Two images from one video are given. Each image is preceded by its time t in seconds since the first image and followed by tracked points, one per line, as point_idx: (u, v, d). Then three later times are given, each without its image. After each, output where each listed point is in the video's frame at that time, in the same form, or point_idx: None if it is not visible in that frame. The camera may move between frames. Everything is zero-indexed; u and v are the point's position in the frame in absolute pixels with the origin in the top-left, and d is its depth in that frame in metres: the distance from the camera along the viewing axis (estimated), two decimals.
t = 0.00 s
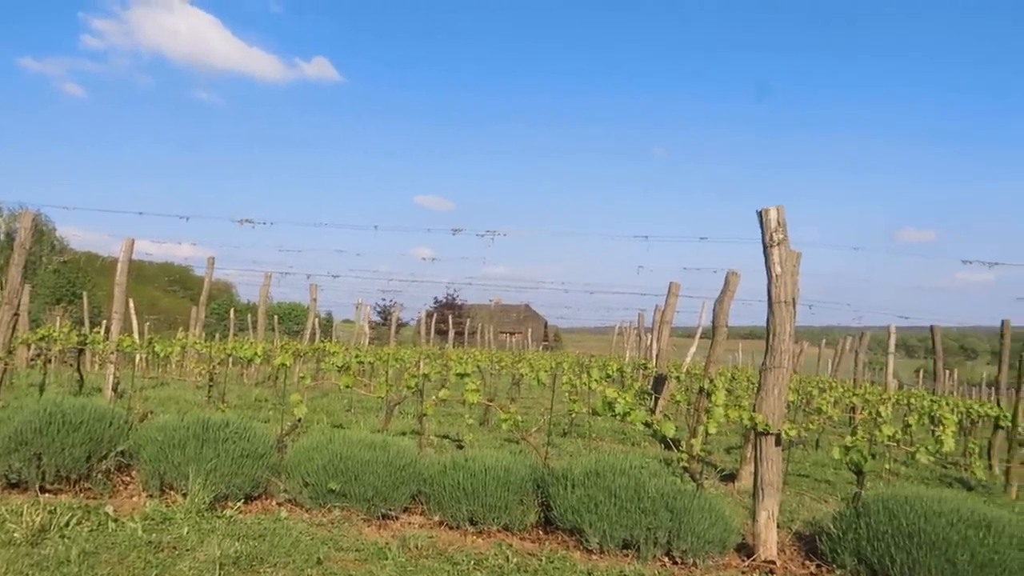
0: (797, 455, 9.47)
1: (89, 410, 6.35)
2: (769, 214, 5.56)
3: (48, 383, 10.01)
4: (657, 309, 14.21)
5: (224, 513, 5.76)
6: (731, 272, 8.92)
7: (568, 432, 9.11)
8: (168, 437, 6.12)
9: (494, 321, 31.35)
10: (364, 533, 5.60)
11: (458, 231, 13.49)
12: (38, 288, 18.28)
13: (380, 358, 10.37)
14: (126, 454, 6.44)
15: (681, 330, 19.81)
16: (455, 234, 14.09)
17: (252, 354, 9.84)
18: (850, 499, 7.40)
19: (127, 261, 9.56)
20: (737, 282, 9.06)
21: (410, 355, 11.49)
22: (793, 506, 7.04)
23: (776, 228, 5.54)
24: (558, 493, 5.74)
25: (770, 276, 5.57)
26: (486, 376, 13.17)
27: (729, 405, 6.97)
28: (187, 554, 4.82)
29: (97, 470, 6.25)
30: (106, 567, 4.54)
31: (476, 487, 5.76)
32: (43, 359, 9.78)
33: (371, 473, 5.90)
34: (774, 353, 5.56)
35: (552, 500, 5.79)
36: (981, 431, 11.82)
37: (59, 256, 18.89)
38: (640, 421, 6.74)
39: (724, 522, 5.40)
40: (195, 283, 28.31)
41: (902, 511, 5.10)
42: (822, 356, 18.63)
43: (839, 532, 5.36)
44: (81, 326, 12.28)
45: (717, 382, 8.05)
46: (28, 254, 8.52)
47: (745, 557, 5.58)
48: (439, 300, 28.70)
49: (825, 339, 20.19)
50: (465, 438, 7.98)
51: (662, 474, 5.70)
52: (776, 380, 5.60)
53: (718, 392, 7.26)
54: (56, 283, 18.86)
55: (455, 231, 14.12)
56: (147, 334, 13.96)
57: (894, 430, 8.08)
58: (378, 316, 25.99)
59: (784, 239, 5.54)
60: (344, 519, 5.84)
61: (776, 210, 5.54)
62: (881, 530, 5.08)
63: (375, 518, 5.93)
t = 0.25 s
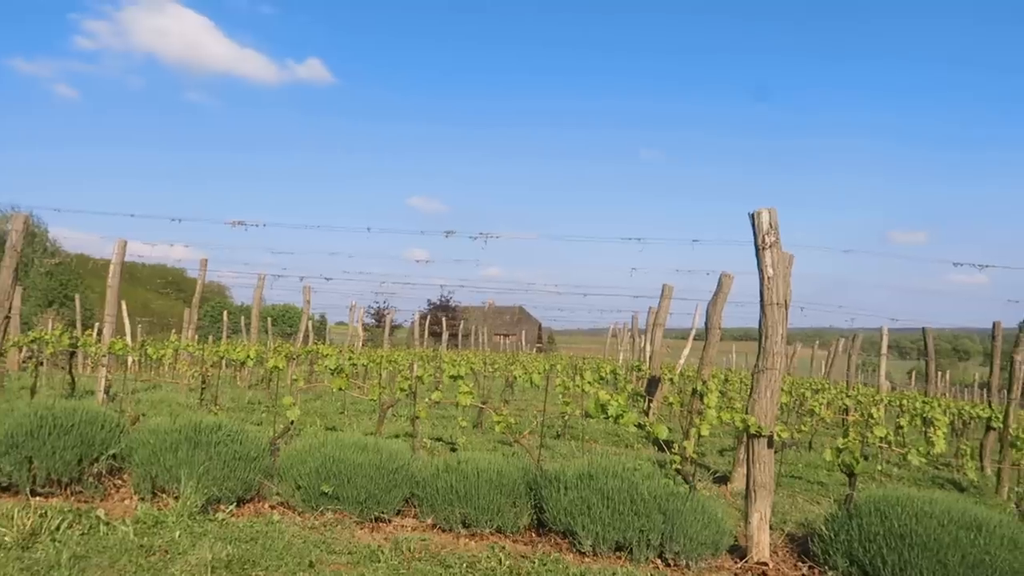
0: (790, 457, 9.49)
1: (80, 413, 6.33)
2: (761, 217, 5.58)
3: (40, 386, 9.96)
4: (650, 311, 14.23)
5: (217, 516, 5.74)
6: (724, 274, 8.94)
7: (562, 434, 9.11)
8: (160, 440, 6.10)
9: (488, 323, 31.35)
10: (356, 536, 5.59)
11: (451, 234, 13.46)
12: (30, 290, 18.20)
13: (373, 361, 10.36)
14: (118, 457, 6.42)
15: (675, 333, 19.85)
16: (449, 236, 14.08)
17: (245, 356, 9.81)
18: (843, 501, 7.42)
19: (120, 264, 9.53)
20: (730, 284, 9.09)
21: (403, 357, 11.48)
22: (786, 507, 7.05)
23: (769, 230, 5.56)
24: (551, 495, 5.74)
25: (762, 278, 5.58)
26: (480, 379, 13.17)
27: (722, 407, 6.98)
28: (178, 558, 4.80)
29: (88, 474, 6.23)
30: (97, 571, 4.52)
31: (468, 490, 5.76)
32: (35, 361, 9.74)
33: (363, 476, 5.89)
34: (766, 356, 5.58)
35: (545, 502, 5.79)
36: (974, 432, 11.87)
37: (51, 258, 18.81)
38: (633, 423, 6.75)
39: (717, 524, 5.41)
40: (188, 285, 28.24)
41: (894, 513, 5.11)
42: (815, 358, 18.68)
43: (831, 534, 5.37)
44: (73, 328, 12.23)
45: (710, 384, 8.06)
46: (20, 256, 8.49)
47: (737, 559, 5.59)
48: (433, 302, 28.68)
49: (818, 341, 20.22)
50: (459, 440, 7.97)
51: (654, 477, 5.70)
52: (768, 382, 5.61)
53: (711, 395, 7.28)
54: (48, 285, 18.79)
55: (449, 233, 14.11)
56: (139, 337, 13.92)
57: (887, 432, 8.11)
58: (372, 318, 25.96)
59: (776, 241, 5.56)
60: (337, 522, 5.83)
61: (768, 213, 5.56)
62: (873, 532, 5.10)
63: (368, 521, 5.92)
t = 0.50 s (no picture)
0: (784, 460, 9.50)
1: (72, 416, 6.30)
2: (755, 220, 5.59)
3: (32, 388, 9.92)
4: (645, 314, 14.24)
5: (209, 519, 5.72)
6: (718, 277, 8.95)
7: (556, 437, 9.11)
8: (152, 443, 6.08)
9: (483, 325, 31.34)
10: (349, 538, 5.58)
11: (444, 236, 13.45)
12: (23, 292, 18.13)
13: (367, 363, 10.35)
14: (110, 460, 6.40)
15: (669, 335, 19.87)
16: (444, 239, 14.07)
17: (238, 359, 9.79)
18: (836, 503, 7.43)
19: (113, 266, 9.50)
20: (724, 287, 9.10)
21: (397, 359, 11.47)
22: (779, 510, 7.06)
23: (762, 233, 5.57)
24: (544, 498, 5.74)
25: (756, 281, 5.60)
26: (474, 381, 13.17)
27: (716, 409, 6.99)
28: (170, 561, 4.78)
29: (80, 477, 6.20)
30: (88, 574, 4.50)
31: (462, 493, 5.75)
32: (27, 363, 9.70)
33: (356, 479, 5.88)
34: (759, 358, 5.59)
35: (539, 505, 5.78)
36: (966, 435, 11.90)
37: (44, 260, 18.73)
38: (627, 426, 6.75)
39: (710, 526, 5.42)
40: (182, 287, 28.17)
41: (886, 515, 5.12)
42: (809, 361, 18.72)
43: (824, 536, 5.38)
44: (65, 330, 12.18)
45: (704, 387, 8.07)
46: (12, 258, 8.46)
47: (731, 561, 5.59)
48: (427, 304, 28.66)
49: (812, 344, 20.28)
50: (452, 443, 7.96)
51: (648, 479, 5.71)
52: (761, 385, 5.62)
53: (705, 397, 7.29)
54: (41, 287, 18.71)
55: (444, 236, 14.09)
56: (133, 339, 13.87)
57: (880, 434, 8.13)
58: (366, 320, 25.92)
59: (770, 244, 5.57)
60: (330, 525, 5.82)
61: (761, 216, 5.57)
62: (866, 534, 5.10)
63: (361, 523, 5.91)
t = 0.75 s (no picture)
0: (776, 461, 9.53)
1: (63, 418, 6.28)
2: (747, 222, 5.59)
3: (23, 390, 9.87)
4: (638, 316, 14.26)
5: (201, 521, 5.71)
6: (711, 279, 8.97)
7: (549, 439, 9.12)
8: (144, 445, 6.06)
9: (477, 327, 31.34)
10: (341, 541, 5.57)
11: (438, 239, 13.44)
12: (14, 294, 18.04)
13: (360, 365, 10.33)
14: (102, 462, 6.37)
15: (662, 337, 19.90)
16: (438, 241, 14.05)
17: (231, 361, 9.76)
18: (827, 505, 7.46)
19: (105, 267, 9.47)
20: (717, 289, 9.13)
21: (390, 361, 11.45)
22: (771, 511, 7.08)
23: (755, 236, 5.58)
24: (537, 500, 5.74)
25: (748, 283, 5.61)
26: (467, 383, 13.16)
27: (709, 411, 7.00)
28: (162, 564, 4.77)
29: (71, 479, 6.18)
30: None
31: (454, 495, 5.75)
32: (18, 365, 9.65)
33: (349, 481, 5.87)
34: (752, 360, 5.60)
35: (531, 507, 5.78)
36: (958, 437, 11.95)
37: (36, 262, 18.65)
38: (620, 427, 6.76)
39: (702, 528, 5.42)
40: (175, 289, 28.08)
41: (878, 517, 5.13)
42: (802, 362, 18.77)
43: (816, 538, 5.39)
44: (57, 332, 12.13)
45: (697, 389, 8.08)
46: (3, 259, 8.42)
47: (723, 563, 5.60)
48: (421, 306, 28.63)
49: (805, 346, 20.33)
50: (445, 445, 7.96)
51: (641, 481, 5.71)
52: (753, 387, 5.63)
53: (697, 399, 7.30)
54: (33, 288, 18.62)
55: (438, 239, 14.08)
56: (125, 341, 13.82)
57: (872, 436, 8.16)
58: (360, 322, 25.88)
59: (762, 246, 5.58)
60: (322, 527, 5.81)
61: (754, 218, 5.58)
62: (857, 536, 5.11)
63: (353, 526, 5.90)
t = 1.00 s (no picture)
0: (767, 466, 9.55)
1: (51, 423, 6.23)
2: (737, 228, 5.61)
3: (11, 395, 9.80)
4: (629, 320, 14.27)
5: (190, 528, 5.68)
6: (701, 284, 8.99)
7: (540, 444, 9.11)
8: (133, 451, 6.02)
9: (469, 332, 31.31)
10: (331, 547, 5.54)
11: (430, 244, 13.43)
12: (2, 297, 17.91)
13: (351, 370, 10.31)
14: (90, 468, 6.33)
15: (654, 342, 19.92)
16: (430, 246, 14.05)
17: (221, 366, 9.72)
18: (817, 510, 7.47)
19: (94, 271, 9.42)
20: (708, 294, 9.15)
21: (382, 366, 11.42)
22: (762, 516, 7.09)
23: (744, 241, 5.60)
24: (528, 506, 5.73)
25: (738, 288, 5.62)
26: (458, 388, 13.15)
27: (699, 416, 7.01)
28: (149, 570, 4.73)
29: (58, 485, 6.13)
30: None
31: (445, 500, 5.74)
32: (5, 370, 9.58)
33: (339, 487, 5.85)
34: (742, 365, 5.61)
35: (522, 512, 5.77)
36: (947, 441, 12.00)
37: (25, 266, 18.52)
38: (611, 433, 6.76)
39: (693, 533, 5.43)
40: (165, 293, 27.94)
41: (867, 522, 5.15)
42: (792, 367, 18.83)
43: (806, 543, 5.41)
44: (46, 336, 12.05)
45: (688, 393, 8.10)
46: None
47: (714, 568, 5.61)
48: (413, 311, 28.59)
49: (796, 351, 20.40)
50: (436, 450, 7.94)
51: (631, 486, 5.71)
52: (744, 392, 5.64)
53: (688, 404, 7.31)
54: (21, 292, 18.50)
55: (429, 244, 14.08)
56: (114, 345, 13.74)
57: (861, 441, 8.19)
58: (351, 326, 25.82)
59: (752, 252, 5.60)
60: (312, 533, 5.79)
61: (744, 224, 5.60)
62: (847, 540, 5.13)
63: (343, 532, 5.88)
